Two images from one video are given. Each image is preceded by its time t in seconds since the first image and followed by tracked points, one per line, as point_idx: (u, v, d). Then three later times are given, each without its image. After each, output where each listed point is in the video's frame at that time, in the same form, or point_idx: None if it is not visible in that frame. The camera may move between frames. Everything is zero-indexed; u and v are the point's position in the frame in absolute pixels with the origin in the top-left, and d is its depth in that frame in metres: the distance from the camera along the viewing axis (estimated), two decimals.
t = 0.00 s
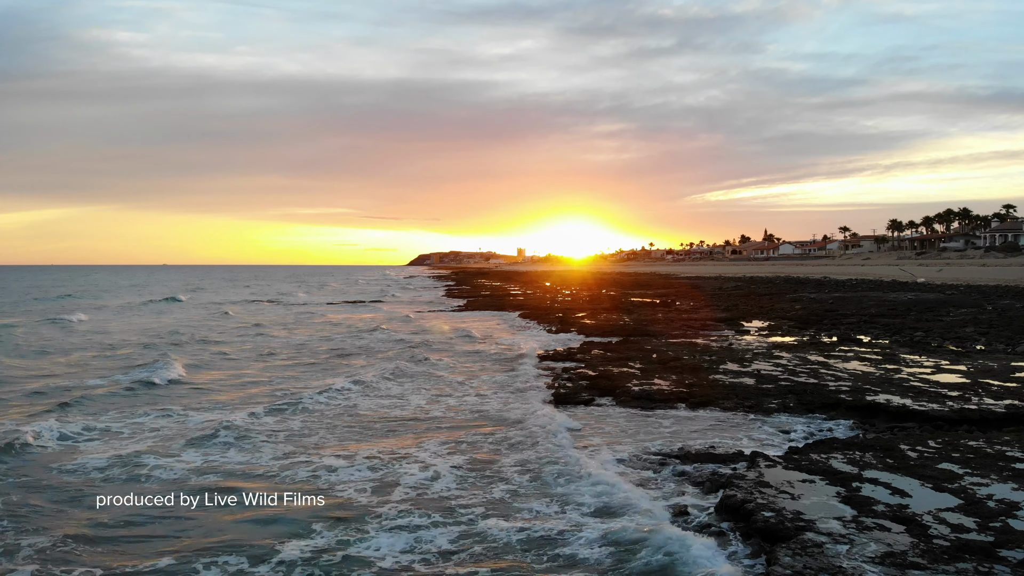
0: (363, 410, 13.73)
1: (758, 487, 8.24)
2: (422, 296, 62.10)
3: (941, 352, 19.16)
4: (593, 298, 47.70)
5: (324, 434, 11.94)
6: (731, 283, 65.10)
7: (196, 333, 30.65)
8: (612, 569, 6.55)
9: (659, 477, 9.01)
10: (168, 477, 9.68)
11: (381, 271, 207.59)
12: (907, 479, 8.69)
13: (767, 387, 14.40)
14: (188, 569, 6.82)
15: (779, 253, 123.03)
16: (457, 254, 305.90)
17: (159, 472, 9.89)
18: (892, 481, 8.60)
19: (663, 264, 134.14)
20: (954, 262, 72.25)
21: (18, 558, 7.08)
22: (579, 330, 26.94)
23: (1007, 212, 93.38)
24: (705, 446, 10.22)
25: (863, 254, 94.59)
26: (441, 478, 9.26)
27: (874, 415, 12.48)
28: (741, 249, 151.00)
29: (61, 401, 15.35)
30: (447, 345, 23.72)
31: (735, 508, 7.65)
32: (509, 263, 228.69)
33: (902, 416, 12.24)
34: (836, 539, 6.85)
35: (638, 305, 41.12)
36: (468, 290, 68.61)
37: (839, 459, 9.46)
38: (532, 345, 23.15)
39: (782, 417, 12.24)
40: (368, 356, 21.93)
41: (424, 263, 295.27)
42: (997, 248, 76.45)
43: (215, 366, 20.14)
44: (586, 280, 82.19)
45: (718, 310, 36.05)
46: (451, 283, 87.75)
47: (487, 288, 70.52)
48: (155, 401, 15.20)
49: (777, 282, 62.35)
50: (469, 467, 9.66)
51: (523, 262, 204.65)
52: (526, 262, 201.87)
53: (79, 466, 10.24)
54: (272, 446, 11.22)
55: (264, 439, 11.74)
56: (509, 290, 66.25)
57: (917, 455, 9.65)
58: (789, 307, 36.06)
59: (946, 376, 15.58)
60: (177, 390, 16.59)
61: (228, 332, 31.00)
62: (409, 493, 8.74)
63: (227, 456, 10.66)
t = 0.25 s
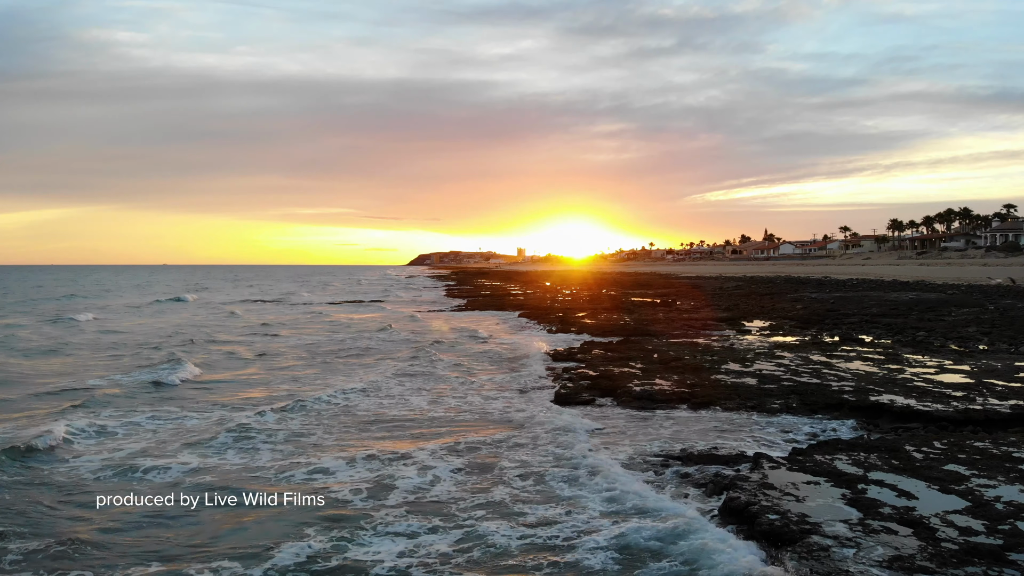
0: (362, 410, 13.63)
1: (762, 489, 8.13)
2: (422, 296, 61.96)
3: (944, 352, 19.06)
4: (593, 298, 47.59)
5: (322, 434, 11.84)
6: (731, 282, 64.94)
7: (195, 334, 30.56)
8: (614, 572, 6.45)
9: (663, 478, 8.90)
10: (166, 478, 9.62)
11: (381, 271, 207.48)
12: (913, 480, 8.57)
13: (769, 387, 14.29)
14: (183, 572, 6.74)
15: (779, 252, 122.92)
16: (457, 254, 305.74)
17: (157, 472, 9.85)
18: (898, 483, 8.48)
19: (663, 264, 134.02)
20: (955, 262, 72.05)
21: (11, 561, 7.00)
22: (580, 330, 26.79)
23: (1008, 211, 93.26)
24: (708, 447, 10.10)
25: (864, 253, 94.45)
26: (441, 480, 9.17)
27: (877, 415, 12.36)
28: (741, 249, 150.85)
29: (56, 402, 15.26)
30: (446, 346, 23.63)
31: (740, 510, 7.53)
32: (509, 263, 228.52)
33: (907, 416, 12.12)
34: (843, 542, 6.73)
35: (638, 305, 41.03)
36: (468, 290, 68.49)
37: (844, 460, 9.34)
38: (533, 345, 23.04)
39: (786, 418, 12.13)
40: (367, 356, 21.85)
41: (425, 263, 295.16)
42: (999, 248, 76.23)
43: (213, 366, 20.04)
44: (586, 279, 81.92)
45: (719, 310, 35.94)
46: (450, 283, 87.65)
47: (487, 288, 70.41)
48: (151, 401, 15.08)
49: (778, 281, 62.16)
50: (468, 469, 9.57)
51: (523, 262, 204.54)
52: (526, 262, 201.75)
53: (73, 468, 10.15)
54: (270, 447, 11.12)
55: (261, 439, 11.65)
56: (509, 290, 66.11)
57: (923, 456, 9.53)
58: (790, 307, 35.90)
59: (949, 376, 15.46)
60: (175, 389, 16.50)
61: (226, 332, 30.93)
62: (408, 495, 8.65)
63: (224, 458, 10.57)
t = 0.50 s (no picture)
0: (359, 412, 13.46)
1: (766, 492, 8.00)
2: (421, 297, 61.82)
3: (947, 352, 18.93)
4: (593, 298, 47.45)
5: (318, 436, 11.69)
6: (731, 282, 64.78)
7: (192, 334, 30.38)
8: None
9: (665, 480, 8.78)
10: (163, 479, 9.53)
11: (381, 271, 207.37)
12: (920, 483, 8.44)
13: (772, 388, 14.16)
14: None
15: (779, 252, 122.78)
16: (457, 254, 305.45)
17: (157, 473, 9.77)
18: (904, 485, 8.35)
19: (663, 264, 133.90)
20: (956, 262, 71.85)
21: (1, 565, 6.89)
22: (580, 330, 26.61)
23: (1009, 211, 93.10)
24: (710, 448, 9.97)
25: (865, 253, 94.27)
26: (440, 483, 9.04)
27: (881, 416, 12.23)
28: (742, 249, 150.61)
29: (50, 402, 15.11)
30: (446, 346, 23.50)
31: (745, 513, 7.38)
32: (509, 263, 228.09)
33: (911, 417, 11.99)
34: (849, 546, 6.60)
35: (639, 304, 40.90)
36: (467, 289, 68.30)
37: (849, 462, 9.21)
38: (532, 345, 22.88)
39: (789, 418, 12.02)
40: (366, 356, 21.74)
41: (425, 263, 295.06)
42: (1000, 248, 76.05)
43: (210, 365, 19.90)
44: (586, 279, 81.80)
45: (720, 310, 35.80)
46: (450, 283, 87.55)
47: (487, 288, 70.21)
48: (145, 401, 14.91)
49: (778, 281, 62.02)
50: (468, 472, 9.43)
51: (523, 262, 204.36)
52: (526, 262, 201.56)
53: (71, 468, 10.04)
54: (266, 449, 10.97)
55: (257, 441, 11.50)
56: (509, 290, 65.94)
57: (929, 458, 9.40)
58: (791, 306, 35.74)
59: (953, 376, 15.32)
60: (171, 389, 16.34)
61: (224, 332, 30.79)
62: (407, 499, 8.52)
63: (221, 458, 10.46)
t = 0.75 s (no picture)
0: (358, 413, 13.31)
1: (771, 494, 7.88)
2: (422, 297, 61.69)
3: (950, 352, 18.79)
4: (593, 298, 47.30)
5: (316, 437, 11.54)
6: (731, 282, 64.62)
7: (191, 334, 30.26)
8: None
9: (668, 482, 8.65)
10: (160, 482, 9.42)
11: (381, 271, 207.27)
12: (926, 485, 8.32)
13: (774, 388, 14.03)
14: None
15: (780, 252, 122.59)
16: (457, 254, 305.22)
17: (155, 476, 9.66)
18: (910, 488, 8.22)
19: (663, 264, 133.74)
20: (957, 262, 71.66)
21: None
22: (581, 330, 26.48)
23: (1010, 211, 92.91)
24: (713, 450, 9.85)
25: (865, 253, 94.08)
26: (439, 486, 8.90)
27: (886, 417, 12.10)
28: (742, 249, 150.44)
29: (47, 403, 14.99)
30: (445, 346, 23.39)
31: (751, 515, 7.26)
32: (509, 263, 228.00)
33: (916, 418, 11.86)
34: (856, 550, 6.48)
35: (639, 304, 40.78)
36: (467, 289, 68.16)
37: (854, 463, 9.08)
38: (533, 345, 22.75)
39: (792, 419, 11.89)
40: (365, 357, 21.65)
41: (425, 262, 294.98)
42: (1001, 248, 75.86)
43: (208, 365, 19.77)
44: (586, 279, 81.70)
45: (721, 309, 35.66)
46: (450, 284, 87.49)
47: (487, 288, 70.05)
48: (143, 401, 14.79)
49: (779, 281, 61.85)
50: (468, 475, 9.29)
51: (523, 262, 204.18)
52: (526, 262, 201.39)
53: (71, 469, 9.95)
54: (263, 451, 10.83)
55: (255, 442, 11.37)
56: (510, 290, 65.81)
57: (935, 460, 9.27)
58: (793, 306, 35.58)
59: (958, 376, 15.18)
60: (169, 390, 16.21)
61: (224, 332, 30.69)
62: (405, 502, 8.38)
63: (219, 461, 10.34)
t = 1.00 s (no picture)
0: (356, 415, 13.18)
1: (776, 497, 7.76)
2: (421, 297, 61.60)
3: (954, 352, 18.65)
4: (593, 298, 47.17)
5: (314, 440, 11.40)
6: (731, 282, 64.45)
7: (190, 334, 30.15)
8: None
9: (671, 484, 8.54)
10: (158, 484, 9.33)
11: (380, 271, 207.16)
12: (933, 488, 8.19)
13: (777, 389, 13.88)
14: None
15: (780, 252, 122.44)
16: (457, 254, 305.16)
17: (153, 479, 9.55)
18: (917, 491, 8.10)
19: (663, 264, 133.60)
20: (957, 261, 71.56)
21: None
22: (581, 330, 26.38)
23: (1010, 212, 92.82)
24: (716, 452, 9.73)
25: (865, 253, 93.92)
26: (439, 490, 8.77)
27: (889, 419, 11.97)
28: (742, 249, 150.34)
29: (44, 404, 14.87)
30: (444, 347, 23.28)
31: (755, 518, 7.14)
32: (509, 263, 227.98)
33: (920, 419, 11.73)
34: (863, 555, 6.35)
35: (639, 304, 40.67)
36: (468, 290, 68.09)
37: (859, 466, 8.94)
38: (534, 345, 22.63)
39: (795, 420, 11.76)
40: (363, 357, 21.56)
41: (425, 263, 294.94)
42: (1002, 248, 75.75)
43: (207, 366, 19.67)
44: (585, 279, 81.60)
45: (721, 310, 35.53)
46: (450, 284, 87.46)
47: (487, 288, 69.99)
48: (141, 402, 14.67)
49: (779, 281, 61.75)
50: (468, 479, 9.16)
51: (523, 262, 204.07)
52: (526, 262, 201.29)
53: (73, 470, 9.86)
54: (261, 453, 10.69)
55: (253, 445, 11.24)
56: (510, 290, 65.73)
57: (942, 462, 9.14)
58: (793, 306, 35.46)
59: (962, 377, 15.04)
60: (167, 390, 16.09)
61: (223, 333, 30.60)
62: (404, 507, 8.25)
63: (216, 463, 10.21)
